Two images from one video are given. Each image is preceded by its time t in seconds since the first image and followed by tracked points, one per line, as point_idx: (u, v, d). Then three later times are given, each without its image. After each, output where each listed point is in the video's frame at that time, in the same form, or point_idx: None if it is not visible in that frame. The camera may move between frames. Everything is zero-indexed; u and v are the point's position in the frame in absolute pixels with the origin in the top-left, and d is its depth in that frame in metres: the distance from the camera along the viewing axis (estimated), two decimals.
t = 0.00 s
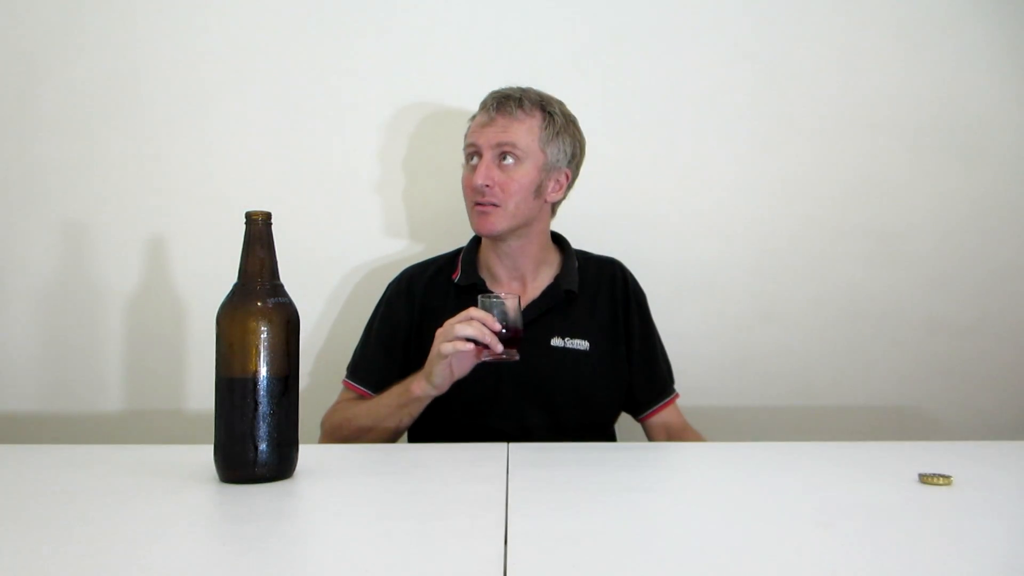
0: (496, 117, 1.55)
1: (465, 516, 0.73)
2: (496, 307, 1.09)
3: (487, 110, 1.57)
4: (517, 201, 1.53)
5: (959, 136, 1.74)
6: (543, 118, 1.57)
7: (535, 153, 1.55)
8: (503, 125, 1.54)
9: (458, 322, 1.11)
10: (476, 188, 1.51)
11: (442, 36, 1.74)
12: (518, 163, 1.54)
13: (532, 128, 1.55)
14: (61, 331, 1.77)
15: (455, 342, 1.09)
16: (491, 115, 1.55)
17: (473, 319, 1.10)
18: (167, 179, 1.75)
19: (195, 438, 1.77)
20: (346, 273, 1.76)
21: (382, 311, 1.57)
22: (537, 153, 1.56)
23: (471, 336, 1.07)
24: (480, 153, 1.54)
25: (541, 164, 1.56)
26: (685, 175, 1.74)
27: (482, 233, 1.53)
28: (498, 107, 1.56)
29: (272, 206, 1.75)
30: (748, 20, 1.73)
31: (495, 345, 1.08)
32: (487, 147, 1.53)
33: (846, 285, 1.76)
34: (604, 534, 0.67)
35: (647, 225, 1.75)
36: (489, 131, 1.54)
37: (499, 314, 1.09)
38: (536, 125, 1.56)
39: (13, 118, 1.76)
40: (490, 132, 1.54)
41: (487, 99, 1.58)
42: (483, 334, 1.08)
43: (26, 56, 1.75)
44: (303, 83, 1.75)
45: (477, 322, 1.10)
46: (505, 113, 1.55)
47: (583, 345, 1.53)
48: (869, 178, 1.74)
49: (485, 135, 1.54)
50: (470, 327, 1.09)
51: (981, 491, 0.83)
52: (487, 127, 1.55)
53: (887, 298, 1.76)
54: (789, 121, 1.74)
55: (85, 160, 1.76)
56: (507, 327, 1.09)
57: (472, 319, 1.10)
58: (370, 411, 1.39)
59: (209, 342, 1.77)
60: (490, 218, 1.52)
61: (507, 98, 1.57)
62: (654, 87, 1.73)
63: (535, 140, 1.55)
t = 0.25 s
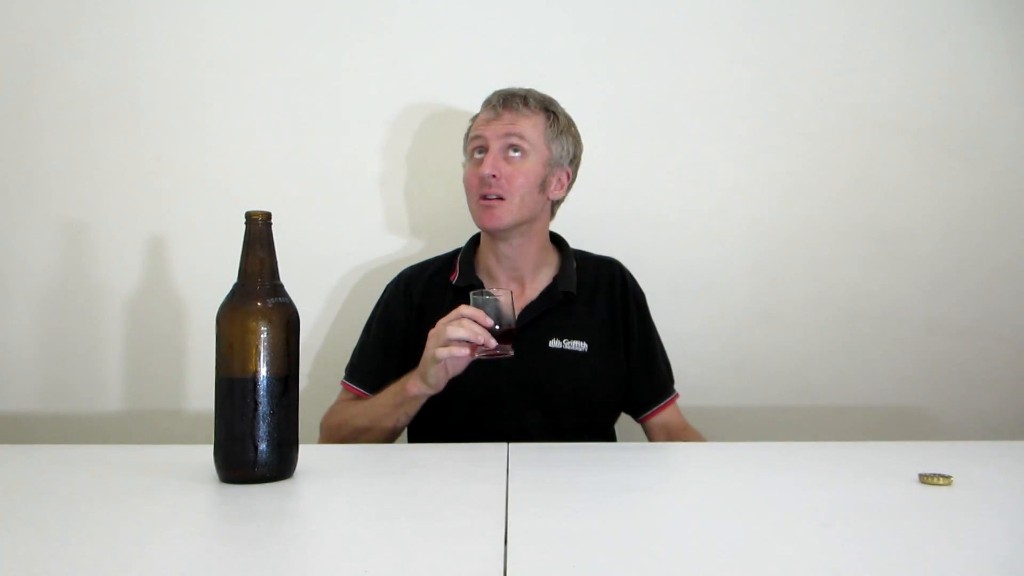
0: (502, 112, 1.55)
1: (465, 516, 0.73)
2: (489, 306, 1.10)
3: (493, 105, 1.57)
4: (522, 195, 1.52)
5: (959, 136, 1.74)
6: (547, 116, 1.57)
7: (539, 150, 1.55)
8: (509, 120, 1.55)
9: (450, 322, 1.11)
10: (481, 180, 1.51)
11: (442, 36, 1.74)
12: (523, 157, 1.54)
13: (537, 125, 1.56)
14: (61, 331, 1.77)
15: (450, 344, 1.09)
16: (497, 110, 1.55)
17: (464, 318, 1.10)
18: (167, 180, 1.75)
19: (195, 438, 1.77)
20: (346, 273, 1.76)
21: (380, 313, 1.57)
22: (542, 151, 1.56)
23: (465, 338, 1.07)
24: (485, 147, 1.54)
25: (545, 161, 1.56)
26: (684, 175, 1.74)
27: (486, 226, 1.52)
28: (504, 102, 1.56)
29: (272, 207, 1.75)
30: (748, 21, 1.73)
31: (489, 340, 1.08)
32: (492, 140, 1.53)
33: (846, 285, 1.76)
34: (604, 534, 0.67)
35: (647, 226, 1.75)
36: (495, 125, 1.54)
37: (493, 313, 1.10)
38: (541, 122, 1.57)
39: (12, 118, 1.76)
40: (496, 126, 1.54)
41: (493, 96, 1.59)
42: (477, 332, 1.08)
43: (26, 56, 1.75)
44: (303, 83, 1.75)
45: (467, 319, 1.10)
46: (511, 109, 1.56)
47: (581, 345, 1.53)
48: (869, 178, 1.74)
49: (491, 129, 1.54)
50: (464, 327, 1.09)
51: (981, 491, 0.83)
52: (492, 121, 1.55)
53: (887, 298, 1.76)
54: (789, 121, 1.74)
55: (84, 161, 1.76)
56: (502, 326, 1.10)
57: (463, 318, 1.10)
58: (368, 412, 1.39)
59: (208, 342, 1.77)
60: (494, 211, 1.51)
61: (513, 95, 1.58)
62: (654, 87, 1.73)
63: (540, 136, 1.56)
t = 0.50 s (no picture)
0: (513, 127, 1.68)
1: (464, 516, 0.73)
2: (483, 310, 1.01)
3: (507, 125, 1.68)
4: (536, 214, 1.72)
5: (959, 137, 1.74)
6: (552, 134, 1.71)
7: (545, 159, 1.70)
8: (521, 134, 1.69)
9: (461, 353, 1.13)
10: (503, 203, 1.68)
11: (441, 37, 1.74)
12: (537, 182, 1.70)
13: (546, 146, 1.70)
14: (60, 332, 1.77)
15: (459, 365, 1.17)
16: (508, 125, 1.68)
17: (458, 319, 1.03)
18: (166, 180, 1.75)
19: (195, 439, 1.77)
20: (345, 274, 1.76)
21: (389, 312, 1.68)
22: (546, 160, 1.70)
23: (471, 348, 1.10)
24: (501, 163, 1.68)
25: (552, 180, 1.72)
26: (684, 175, 1.74)
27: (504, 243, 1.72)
28: (517, 124, 1.69)
29: (272, 207, 1.75)
30: (748, 21, 1.73)
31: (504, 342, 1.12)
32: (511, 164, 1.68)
33: (846, 286, 1.76)
34: (604, 534, 0.67)
35: (647, 226, 1.75)
36: (512, 149, 1.68)
37: (488, 314, 1.01)
38: (548, 142, 1.71)
39: (12, 119, 1.76)
40: (513, 151, 1.68)
41: (497, 105, 1.69)
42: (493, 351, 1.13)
43: (25, 57, 1.75)
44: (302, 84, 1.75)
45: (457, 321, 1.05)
46: (524, 131, 1.69)
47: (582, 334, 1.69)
48: (868, 178, 1.75)
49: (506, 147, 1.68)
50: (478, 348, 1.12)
51: (980, 491, 0.83)
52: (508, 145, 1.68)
53: (886, 298, 1.76)
54: (789, 122, 1.74)
55: (84, 161, 1.76)
56: (500, 317, 1.03)
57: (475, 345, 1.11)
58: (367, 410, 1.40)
59: (208, 342, 1.77)
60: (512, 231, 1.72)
61: (518, 106, 1.70)
62: (653, 88, 1.73)
63: (548, 156, 1.71)
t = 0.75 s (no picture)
0: (498, 125, 1.47)
1: (465, 515, 0.73)
2: (472, 313, 0.91)
3: (491, 123, 1.47)
4: (535, 214, 1.52)
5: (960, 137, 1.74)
6: (541, 123, 1.52)
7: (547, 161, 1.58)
8: (511, 136, 1.48)
9: (456, 364, 0.95)
10: (497, 208, 1.48)
11: (441, 36, 1.74)
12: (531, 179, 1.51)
13: (536, 138, 1.51)
14: (61, 332, 1.77)
15: (449, 377, 0.97)
16: (493, 125, 1.47)
17: (446, 327, 0.93)
18: (167, 180, 1.75)
19: (196, 439, 1.77)
20: (346, 273, 1.76)
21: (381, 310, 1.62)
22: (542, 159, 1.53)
23: (476, 369, 0.97)
24: (490, 171, 1.47)
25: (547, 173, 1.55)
26: (684, 175, 1.74)
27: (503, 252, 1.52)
28: (501, 119, 1.47)
29: (272, 207, 1.75)
30: (748, 21, 1.73)
31: (495, 369, 0.99)
32: (500, 164, 1.47)
33: (846, 286, 1.76)
34: (604, 534, 0.67)
35: (647, 226, 1.75)
36: (499, 147, 1.47)
37: (477, 318, 0.92)
38: (538, 133, 1.52)
39: (12, 119, 1.76)
40: (501, 149, 1.47)
41: (477, 103, 1.50)
42: (479, 381, 0.98)
43: (25, 57, 1.75)
44: (303, 84, 1.75)
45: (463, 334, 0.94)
46: (510, 126, 1.48)
47: (586, 338, 1.53)
48: (869, 178, 1.74)
49: (494, 151, 1.47)
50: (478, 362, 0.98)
51: (981, 490, 0.83)
52: (494, 143, 1.47)
53: (887, 298, 1.76)
54: (790, 122, 1.74)
55: (84, 161, 1.76)
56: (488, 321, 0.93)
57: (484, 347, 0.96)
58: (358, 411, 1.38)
59: (209, 342, 1.77)
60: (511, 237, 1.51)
61: (500, 100, 1.50)
62: (653, 88, 1.74)
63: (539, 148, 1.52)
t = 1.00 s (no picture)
0: (489, 132, 1.47)
1: (465, 515, 0.73)
2: (470, 319, 0.91)
3: (480, 131, 1.47)
4: (530, 218, 1.52)
5: (960, 137, 1.74)
6: (534, 128, 1.51)
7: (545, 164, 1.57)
8: (504, 142, 1.47)
9: (456, 370, 0.96)
10: (489, 217, 1.48)
11: (441, 36, 1.74)
12: (525, 183, 1.50)
13: (528, 142, 1.49)
14: (60, 332, 1.77)
15: (449, 384, 0.98)
16: (484, 132, 1.47)
17: (444, 334, 0.93)
18: (166, 180, 1.75)
19: (195, 439, 1.77)
20: (345, 273, 1.76)
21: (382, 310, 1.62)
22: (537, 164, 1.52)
23: (475, 377, 0.97)
24: (483, 177, 1.48)
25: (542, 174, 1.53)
26: (683, 175, 1.74)
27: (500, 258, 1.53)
28: (491, 126, 1.47)
29: (272, 207, 1.75)
30: (748, 21, 1.73)
31: (494, 376, 1.00)
32: (491, 173, 1.47)
33: (846, 286, 1.76)
34: (604, 534, 0.67)
35: (648, 226, 1.75)
36: (489, 156, 1.47)
37: (475, 324, 0.92)
38: (530, 136, 1.50)
39: (11, 118, 1.76)
40: (491, 157, 1.47)
41: (471, 109, 1.50)
42: (476, 392, 0.98)
43: (25, 56, 1.75)
44: (303, 84, 1.75)
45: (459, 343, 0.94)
46: (500, 132, 1.47)
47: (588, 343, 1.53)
48: (868, 178, 1.74)
49: (486, 158, 1.47)
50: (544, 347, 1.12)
51: (981, 490, 0.83)
52: (486, 151, 1.47)
53: (887, 299, 1.76)
54: (790, 121, 1.74)
55: (84, 161, 1.76)
56: (486, 328, 0.93)
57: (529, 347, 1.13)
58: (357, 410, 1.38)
59: (209, 342, 1.77)
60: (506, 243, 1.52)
61: (493, 106, 1.49)
62: (653, 88, 1.74)
63: (532, 151, 1.50)
